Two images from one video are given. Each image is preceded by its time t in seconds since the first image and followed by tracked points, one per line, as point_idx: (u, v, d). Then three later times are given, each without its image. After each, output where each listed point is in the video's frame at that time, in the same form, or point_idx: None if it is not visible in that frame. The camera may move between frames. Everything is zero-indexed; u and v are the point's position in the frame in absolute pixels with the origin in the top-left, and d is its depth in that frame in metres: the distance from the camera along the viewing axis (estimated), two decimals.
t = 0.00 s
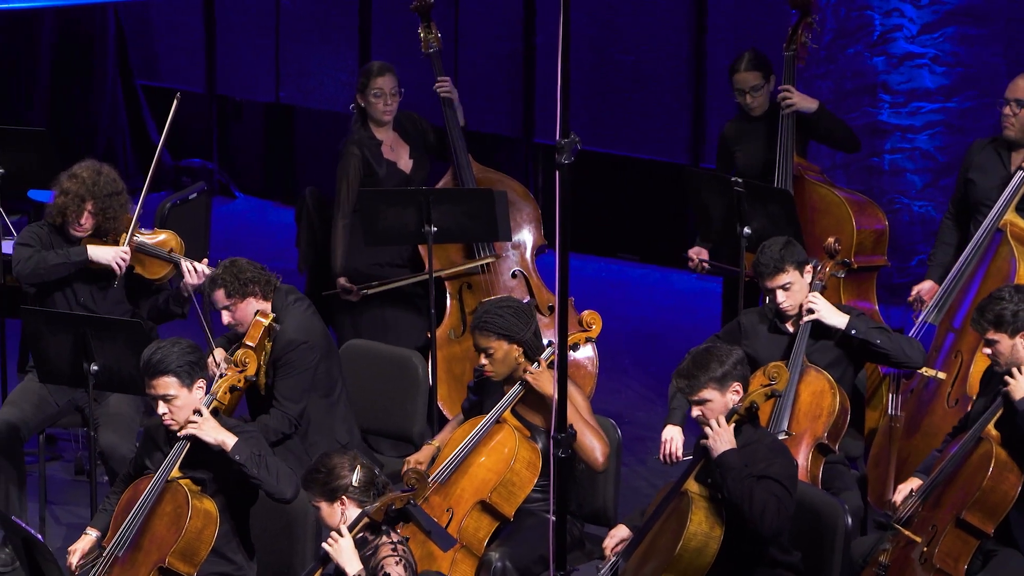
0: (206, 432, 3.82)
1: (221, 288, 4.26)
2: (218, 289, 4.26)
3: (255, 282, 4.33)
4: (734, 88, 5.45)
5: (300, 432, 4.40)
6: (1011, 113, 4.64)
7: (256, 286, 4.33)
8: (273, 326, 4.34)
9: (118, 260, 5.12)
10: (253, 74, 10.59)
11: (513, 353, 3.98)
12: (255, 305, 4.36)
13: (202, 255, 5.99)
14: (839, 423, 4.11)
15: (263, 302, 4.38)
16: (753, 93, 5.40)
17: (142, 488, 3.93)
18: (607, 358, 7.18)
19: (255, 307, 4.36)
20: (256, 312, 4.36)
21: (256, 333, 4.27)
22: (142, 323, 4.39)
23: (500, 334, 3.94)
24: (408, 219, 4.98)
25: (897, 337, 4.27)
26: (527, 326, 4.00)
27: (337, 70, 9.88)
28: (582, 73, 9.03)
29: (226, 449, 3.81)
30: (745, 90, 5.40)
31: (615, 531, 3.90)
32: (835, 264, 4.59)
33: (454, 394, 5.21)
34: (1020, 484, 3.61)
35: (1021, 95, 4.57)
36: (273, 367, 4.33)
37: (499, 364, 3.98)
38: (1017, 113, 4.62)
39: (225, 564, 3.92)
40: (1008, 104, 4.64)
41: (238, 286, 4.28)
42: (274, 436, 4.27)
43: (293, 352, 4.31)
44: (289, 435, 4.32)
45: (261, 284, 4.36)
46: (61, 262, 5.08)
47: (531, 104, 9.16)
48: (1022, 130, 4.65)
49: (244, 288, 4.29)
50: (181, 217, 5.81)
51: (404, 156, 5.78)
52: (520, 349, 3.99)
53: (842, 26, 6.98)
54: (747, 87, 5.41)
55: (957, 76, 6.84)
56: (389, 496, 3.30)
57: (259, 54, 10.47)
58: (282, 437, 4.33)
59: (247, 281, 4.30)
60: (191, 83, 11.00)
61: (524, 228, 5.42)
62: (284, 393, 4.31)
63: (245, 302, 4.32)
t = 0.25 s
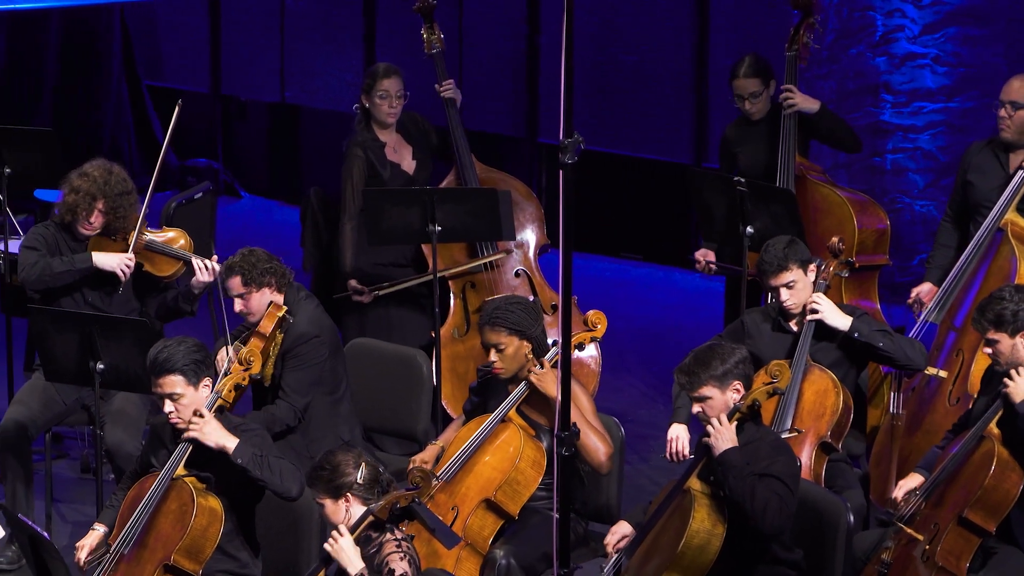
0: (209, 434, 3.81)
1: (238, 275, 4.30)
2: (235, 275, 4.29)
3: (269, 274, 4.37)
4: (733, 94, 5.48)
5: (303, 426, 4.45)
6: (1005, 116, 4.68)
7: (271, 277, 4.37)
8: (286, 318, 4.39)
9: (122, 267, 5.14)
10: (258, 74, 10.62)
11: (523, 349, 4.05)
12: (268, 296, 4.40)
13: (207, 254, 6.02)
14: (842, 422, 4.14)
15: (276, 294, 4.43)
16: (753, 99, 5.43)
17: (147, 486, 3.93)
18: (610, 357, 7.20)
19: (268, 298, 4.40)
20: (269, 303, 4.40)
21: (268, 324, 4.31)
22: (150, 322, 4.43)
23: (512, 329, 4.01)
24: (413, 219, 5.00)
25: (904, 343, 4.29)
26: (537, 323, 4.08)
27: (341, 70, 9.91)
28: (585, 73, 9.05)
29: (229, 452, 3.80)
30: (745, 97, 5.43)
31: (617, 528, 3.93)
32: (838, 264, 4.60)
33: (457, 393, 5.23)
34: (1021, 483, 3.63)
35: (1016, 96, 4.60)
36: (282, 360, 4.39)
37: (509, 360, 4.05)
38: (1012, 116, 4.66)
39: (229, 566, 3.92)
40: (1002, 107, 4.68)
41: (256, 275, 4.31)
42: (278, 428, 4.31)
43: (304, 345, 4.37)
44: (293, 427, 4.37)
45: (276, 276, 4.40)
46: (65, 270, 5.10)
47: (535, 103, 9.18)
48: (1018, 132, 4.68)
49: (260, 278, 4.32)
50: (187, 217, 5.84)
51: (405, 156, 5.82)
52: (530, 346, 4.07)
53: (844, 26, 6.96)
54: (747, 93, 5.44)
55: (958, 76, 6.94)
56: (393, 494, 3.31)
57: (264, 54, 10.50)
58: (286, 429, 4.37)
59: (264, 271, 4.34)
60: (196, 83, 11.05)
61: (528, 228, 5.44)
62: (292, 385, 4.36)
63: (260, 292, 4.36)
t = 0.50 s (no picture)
0: (214, 435, 3.84)
1: (259, 262, 4.33)
2: (256, 262, 4.32)
3: (287, 266, 4.41)
4: (735, 98, 5.49)
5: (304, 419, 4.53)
6: (999, 119, 4.74)
7: (288, 270, 4.41)
8: (301, 311, 4.46)
9: (125, 274, 5.16)
10: (262, 74, 10.65)
11: (531, 347, 4.08)
12: (284, 288, 4.43)
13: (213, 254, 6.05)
14: (845, 420, 4.16)
15: (292, 287, 4.47)
16: (754, 103, 5.45)
17: (153, 484, 3.97)
18: (614, 355, 7.22)
19: (283, 290, 4.43)
20: (283, 295, 4.44)
21: (284, 314, 4.32)
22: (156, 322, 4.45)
23: (519, 326, 4.03)
24: (417, 218, 5.03)
25: (906, 344, 4.30)
26: (545, 321, 4.12)
27: (345, 70, 9.93)
28: (589, 73, 9.06)
29: (234, 451, 3.83)
30: (746, 102, 5.45)
31: (620, 524, 3.94)
32: (841, 263, 4.61)
33: (460, 391, 5.27)
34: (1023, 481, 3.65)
35: (1010, 100, 4.67)
36: (292, 352, 4.46)
37: (517, 357, 4.07)
38: (1007, 118, 4.71)
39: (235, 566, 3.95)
40: (996, 111, 4.74)
41: (277, 264, 4.36)
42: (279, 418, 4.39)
43: (315, 339, 4.47)
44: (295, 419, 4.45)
45: (294, 268, 4.45)
46: (69, 273, 5.15)
47: (538, 103, 9.21)
48: (1013, 135, 4.73)
49: (279, 268, 4.37)
50: (192, 216, 5.87)
51: (411, 158, 5.83)
52: (537, 344, 4.10)
53: (846, 27, 7.02)
54: (747, 98, 5.46)
55: (959, 76, 6.97)
56: (399, 494, 3.41)
57: (269, 54, 10.52)
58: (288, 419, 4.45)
59: (283, 262, 4.39)
60: (202, 83, 11.07)
61: (531, 227, 5.47)
62: (300, 376, 4.44)
63: (276, 283, 4.39)
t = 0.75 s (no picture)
0: (221, 428, 3.89)
1: (281, 253, 4.40)
2: (277, 252, 4.40)
3: (307, 260, 4.48)
4: (737, 100, 5.51)
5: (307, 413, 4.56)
6: (996, 121, 4.80)
7: (307, 264, 4.47)
8: (316, 305, 4.52)
9: (127, 281, 5.18)
10: (268, 74, 10.68)
11: (528, 351, 4.05)
12: (301, 282, 4.49)
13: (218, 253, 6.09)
14: (848, 419, 4.19)
15: (309, 281, 4.52)
16: (756, 103, 5.47)
17: (160, 482, 3.99)
18: (617, 354, 7.25)
19: (302, 284, 4.50)
20: (300, 288, 4.49)
21: (298, 307, 4.42)
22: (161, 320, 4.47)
23: (516, 333, 4.01)
24: (422, 216, 5.05)
25: (904, 341, 4.34)
26: (542, 325, 4.08)
27: (350, 70, 9.96)
28: (592, 73, 9.09)
29: (240, 446, 3.87)
30: (749, 102, 5.46)
31: (622, 520, 3.94)
32: (844, 263, 4.58)
33: (465, 390, 5.30)
34: None
35: (1006, 101, 4.72)
36: (302, 344, 4.49)
37: (515, 361, 4.06)
38: (1003, 120, 4.77)
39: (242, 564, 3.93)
40: (992, 113, 4.80)
41: (297, 256, 4.43)
42: (279, 409, 4.41)
43: (326, 334, 4.51)
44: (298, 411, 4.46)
45: (313, 262, 4.51)
46: (73, 276, 5.17)
47: (542, 103, 9.23)
48: (1011, 137, 4.79)
49: (298, 262, 4.43)
50: (198, 215, 5.90)
51: (417, 160, 5.88)
52: (535, 348, 4.06)
53: (848, 27, 7.12)
54: (750, 98, 5.47)
55: (961, 76, 6.97)
56: (406, 493, 3.31)
57: (274, 55, 10.56)
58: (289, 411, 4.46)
59: (303, 256, 4.45)
60: (208, 83, 11.10)
61: (534, 227, 5.50)
62: (309, 369, 4.47)
63: (294, 275, 4.45)
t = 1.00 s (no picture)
0: (225, 432, 3.87)
1: (301, 248, 4.48)
2: (298, 246, 4.48)
3: (327, 255, 4.56)
4: (742, 94, 5.53)
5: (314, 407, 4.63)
6: (994, 122, 4.83)
7: (328, 259, 4.55)
8: (331, 301, 4.61)
9: (128, 289, 5.19)
10: (273, 75, 10.71)
11: (531, 351, 4.08)
12: (319, 277, 4.57)
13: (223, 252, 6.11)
14: (851, 417, 4.20)
15: (327, 277, 4.61)
16: (764, 95, 5.47)
17: (166, 480, 4.02)
18: (621, 353, 7.27)
19: (320, 279, 4.58)
20: (317, 284, 4.58)
21: (314, 303, 4.51)
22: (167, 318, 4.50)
23: (518, 333, 4.04)
24: (427, 216, 5.08)
25: (908, 338, 4.35)
26: (546, 326, 4.11)
27: (356, 70, 9.99)
28: (596, 73, 9.11)
29: (244, 448, 3.85)
30: (755, 94, 5.47)
31: (624, 518, 3.98)
32: (847, 261, 4.60)
33: (469, 388, 5.32)
34: None
35: (1003, 102, 4.76)
36: (314, 338, 4.56)
37: (518, 361, 4.09)
38: (1001, 120, 4.80)
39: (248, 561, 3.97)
40: (990, 114, 4.84)
41: (317, 252, 4.51)
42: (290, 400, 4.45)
43: (340, 330, 4.58)
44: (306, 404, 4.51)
45: (332, 258, 4.59)
46: (74, 281, 5.20)
47: (546, 102, 9.25)
48: (1008, 137, 4.82)
49: (319, 257, 4.51)
50: (203, 215, 5.93)
51: (423, 161, 5.90)
52: (538, 348, 4.09)
53: (851, 27, 7.20)
54: (756, 91, 5.49)
55: (962, 76, 7.04)
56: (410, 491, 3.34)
57: (280, 55, 10.59)
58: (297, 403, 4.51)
59: (322, 252, 4.52)
60: (213, 83, 11.13)
61: (537, 226, 5.53)
62: (321, 364, 4.53)
63: (313, 270, 4.53)
